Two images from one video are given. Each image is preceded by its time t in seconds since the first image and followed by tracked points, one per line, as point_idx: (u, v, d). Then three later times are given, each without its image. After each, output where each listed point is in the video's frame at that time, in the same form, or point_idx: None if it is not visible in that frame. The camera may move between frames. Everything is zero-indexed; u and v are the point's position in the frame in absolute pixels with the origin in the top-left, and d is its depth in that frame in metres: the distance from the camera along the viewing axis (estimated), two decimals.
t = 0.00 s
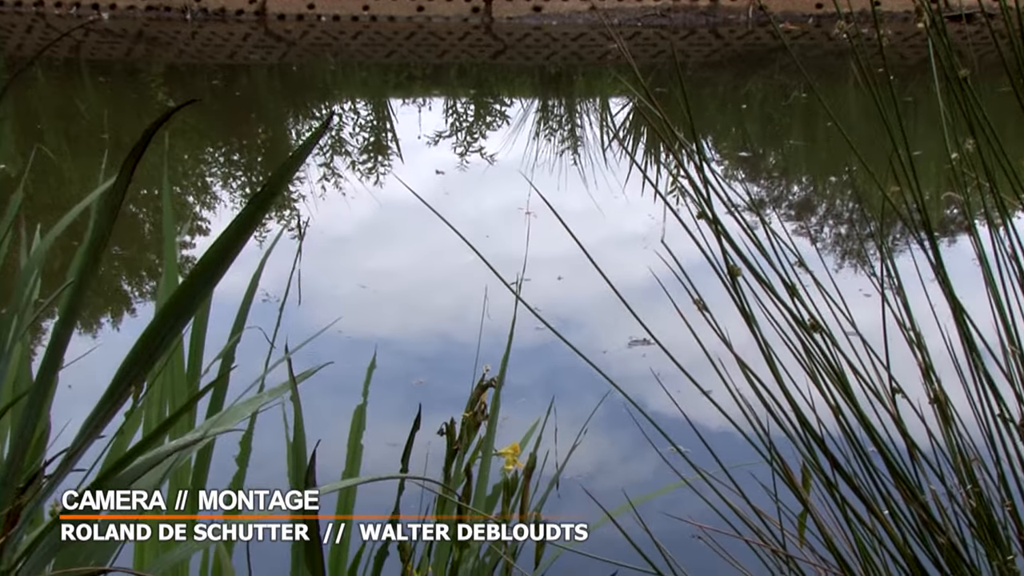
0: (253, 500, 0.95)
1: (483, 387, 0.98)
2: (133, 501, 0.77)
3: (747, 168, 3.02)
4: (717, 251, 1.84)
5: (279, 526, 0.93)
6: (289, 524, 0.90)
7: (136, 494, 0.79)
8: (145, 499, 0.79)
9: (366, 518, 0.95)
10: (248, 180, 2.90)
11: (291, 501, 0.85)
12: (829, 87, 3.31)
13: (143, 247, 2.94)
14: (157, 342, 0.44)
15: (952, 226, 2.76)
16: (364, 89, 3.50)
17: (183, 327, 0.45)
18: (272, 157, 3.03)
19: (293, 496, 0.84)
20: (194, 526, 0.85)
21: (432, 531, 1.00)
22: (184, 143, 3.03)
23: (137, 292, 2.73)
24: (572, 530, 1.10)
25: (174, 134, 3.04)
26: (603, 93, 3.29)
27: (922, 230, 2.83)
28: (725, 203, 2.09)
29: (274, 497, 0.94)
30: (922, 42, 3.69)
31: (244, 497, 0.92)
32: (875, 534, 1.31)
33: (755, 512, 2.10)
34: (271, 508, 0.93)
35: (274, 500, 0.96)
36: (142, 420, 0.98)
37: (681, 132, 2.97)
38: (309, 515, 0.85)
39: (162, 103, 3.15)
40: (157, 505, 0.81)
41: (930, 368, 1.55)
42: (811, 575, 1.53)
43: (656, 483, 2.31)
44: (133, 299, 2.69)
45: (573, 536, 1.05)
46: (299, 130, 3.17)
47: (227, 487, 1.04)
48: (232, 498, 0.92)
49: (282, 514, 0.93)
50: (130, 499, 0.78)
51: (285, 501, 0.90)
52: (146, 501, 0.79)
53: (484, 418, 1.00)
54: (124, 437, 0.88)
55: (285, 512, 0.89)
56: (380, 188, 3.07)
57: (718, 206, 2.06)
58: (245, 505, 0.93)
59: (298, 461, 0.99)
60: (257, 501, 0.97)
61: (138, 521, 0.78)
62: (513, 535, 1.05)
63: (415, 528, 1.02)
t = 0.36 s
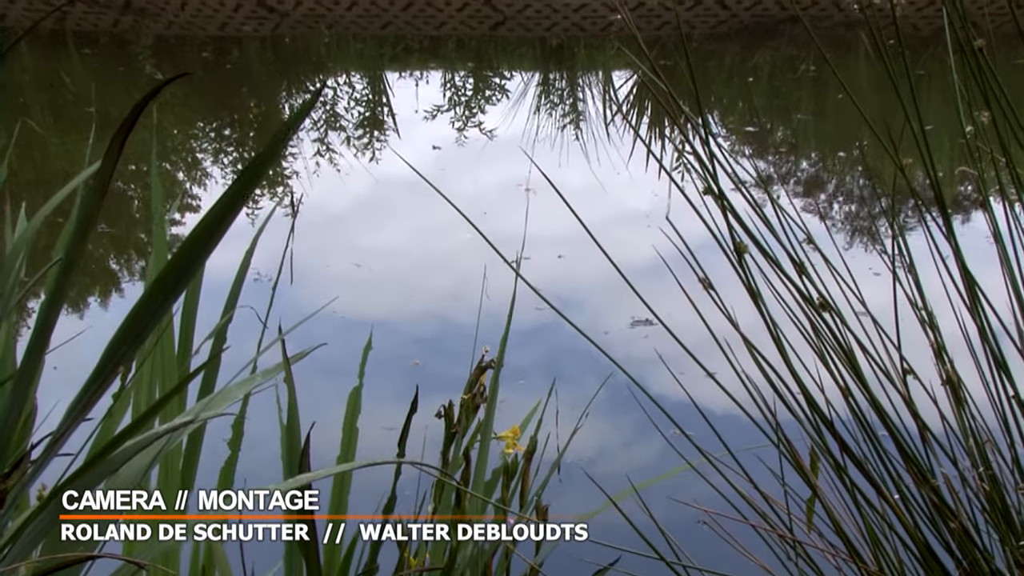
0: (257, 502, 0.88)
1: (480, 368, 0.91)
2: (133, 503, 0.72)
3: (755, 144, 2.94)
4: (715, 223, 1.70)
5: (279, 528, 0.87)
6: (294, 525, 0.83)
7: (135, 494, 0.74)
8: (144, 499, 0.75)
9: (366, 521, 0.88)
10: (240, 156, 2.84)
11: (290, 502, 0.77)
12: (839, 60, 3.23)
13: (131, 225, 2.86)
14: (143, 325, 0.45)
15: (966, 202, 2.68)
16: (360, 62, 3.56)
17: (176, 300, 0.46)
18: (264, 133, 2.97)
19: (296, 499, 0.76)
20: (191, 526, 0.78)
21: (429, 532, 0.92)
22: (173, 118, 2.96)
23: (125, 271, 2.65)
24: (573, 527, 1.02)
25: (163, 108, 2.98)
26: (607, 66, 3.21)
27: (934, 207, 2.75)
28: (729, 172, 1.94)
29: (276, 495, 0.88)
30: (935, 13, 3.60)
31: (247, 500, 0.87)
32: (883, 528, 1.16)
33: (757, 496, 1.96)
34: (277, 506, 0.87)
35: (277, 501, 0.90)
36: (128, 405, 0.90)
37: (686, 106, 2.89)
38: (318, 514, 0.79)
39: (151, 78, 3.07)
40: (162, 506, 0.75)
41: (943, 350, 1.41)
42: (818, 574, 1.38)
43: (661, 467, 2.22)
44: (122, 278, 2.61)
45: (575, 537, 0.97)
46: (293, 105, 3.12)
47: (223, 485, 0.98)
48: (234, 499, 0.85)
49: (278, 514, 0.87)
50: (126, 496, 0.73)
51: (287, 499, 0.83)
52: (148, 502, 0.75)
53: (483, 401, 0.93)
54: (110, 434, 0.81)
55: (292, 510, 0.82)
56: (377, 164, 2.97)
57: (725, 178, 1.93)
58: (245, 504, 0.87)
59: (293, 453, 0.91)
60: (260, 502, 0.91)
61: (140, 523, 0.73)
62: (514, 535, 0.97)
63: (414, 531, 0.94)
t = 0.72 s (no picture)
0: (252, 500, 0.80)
1: (479, 350, 0.83)
2: (132, 502, 0.64)
3: (763, 121, 2.85)
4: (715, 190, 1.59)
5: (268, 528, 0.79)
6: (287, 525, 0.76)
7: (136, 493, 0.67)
8: (150, 499, 0.67)
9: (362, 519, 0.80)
10: (233, 132, 2.77)
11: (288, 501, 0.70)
12: (848, 36, 3.16)
13: (119, 204, 2.78)
14: (131, 310, 0.39)
15: (981, 180, 2.59)
16: (357, 37, 3.55)
17: (167, 283, 0.40)
18: (256, 108, 2.93)
19: (296, 500, 0.69)
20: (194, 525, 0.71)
21: (429, 532, 0.84)
22: (161, 95, 2.89)
23: (113, 251, 2.57)
24: (574, 526, 0.95)
25: (151, 84, 2.95)
26: (610, 40, 3.14)
27: (949, 185, 2.67)
28: (735, 146, 1.85)
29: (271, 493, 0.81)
30: None
31: (242, 499, 0.79)
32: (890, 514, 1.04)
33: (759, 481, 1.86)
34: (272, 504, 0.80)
35: (271, 497, 0.82)
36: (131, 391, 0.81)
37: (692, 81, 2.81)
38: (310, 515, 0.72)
39: (140, 54, 2.99)
40: (164, 506, 0.68)
41: (961, 328, 1.29)
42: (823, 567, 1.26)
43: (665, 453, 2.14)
44: (110, 259, 2.53)
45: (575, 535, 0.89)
46: (286, 81, 3.08)
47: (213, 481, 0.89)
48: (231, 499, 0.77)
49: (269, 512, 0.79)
50: (129, 496, 0.66)
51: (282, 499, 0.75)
52: (152, 501, 0.68)
53: (481, 389, 0.84)
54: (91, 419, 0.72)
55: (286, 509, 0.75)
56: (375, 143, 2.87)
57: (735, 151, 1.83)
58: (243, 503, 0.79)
59: (286, 440, 0.82)
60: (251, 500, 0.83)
61: (140, 523, 0.65)
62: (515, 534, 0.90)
63: (414, 530, 0.87)
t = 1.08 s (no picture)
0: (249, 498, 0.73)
1: (479, 332, 0.75)
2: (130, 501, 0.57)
3: (771, 98, 2.77)
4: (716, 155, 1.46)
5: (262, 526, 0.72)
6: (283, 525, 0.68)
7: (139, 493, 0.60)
8: (151, 499, 0.60)
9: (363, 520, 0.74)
10: (224, 108, 2.69)
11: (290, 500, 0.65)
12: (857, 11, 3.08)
13: (106, 183, 2.70)
14: (121, 293, 0.33)
15: (996, 158, 2.51)
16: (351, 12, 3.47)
17: (158, 264, 0.34)
18: (249, 84, 2.85)
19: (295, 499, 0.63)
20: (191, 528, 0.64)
21: (430, 532, 0.77)
22: (150, 71, 2.81)
23: (99, 232, 2.49)
24: (578, 526, 0.87)
25: (139, 59, 2.87)
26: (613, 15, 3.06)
27: (962, 163, 2.59)
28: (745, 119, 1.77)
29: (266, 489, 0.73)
30: None
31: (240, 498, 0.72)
32: (902, 505, 0.92)
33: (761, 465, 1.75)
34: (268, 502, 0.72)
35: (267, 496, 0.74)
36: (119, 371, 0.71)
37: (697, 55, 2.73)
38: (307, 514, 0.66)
39: (128, 28, 2.91)
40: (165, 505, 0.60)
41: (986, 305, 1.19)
42: (830, 561, 1.14)
43: (670, 439, 2.07)
44: (97, 241, 2.45)
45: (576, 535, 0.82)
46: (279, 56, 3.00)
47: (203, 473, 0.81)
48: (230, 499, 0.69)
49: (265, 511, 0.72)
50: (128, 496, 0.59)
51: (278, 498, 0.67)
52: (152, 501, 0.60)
53: (481, 372, 0.77)
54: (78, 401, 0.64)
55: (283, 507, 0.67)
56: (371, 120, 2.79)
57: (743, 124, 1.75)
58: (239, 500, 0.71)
59: (278, 418, 0.71)
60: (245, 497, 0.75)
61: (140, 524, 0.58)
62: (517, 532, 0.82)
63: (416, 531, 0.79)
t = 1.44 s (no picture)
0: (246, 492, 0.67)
1: (478, 313, 0.68)
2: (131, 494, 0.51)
3: (780, 72, 2.68)
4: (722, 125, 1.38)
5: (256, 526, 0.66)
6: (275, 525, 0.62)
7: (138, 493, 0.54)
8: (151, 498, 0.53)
9: (358, 517, 0.68)
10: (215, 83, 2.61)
11: (281, 501, 0.60)
12: None
13: (93, 160, 2.62)
14: (110, 269, 0.32)
15: (1012, 134, 2.43)
16: None
17: (145, 240, 0.33)
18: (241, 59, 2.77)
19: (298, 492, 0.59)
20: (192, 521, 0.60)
21: (427, 530, 0.70)
22: (138, 44, 2.72)
23: (86, 209, 2.42)
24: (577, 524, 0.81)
25: (127, 31, 2.78)
26: None
27: (976, 139, 2.51)
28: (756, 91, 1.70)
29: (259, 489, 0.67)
30: None
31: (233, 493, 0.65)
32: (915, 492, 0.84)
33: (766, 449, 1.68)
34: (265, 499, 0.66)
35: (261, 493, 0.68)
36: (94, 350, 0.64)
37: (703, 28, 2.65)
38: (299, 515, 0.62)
39: None
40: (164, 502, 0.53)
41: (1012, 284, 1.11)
42: (837, 551, 1.06)
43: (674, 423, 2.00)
44: (84, 219, 2.38)
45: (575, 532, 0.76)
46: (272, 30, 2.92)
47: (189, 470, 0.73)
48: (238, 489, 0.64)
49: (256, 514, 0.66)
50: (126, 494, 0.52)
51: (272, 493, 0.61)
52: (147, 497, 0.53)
53: (481, 354, 0.69)
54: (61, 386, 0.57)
55: (274, 508, 0.61)
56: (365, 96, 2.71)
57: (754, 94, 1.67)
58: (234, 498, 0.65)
59: (269, 408, 0.65)
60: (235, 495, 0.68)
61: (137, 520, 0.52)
62: (514, 533, 0.76)
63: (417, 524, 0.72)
